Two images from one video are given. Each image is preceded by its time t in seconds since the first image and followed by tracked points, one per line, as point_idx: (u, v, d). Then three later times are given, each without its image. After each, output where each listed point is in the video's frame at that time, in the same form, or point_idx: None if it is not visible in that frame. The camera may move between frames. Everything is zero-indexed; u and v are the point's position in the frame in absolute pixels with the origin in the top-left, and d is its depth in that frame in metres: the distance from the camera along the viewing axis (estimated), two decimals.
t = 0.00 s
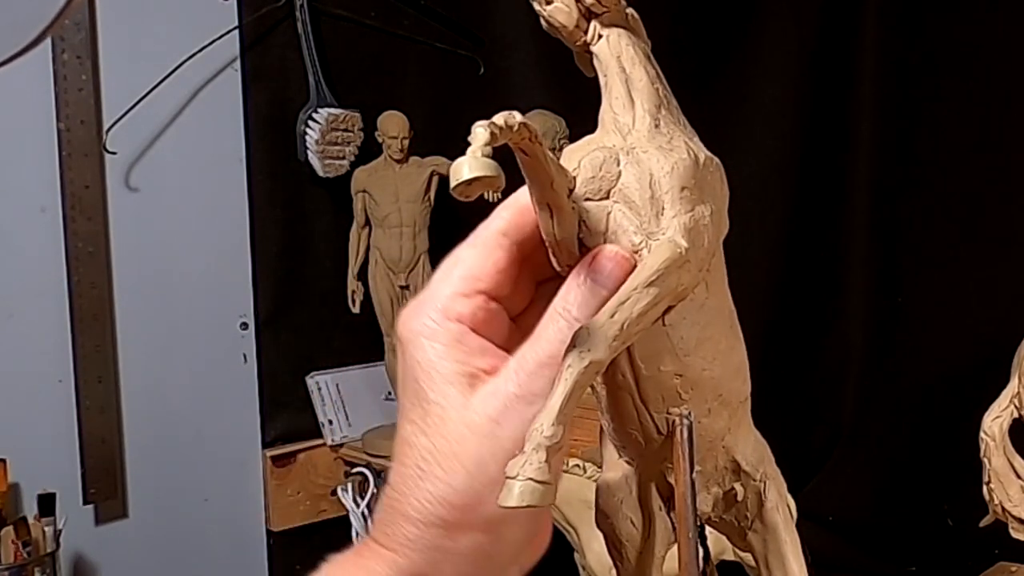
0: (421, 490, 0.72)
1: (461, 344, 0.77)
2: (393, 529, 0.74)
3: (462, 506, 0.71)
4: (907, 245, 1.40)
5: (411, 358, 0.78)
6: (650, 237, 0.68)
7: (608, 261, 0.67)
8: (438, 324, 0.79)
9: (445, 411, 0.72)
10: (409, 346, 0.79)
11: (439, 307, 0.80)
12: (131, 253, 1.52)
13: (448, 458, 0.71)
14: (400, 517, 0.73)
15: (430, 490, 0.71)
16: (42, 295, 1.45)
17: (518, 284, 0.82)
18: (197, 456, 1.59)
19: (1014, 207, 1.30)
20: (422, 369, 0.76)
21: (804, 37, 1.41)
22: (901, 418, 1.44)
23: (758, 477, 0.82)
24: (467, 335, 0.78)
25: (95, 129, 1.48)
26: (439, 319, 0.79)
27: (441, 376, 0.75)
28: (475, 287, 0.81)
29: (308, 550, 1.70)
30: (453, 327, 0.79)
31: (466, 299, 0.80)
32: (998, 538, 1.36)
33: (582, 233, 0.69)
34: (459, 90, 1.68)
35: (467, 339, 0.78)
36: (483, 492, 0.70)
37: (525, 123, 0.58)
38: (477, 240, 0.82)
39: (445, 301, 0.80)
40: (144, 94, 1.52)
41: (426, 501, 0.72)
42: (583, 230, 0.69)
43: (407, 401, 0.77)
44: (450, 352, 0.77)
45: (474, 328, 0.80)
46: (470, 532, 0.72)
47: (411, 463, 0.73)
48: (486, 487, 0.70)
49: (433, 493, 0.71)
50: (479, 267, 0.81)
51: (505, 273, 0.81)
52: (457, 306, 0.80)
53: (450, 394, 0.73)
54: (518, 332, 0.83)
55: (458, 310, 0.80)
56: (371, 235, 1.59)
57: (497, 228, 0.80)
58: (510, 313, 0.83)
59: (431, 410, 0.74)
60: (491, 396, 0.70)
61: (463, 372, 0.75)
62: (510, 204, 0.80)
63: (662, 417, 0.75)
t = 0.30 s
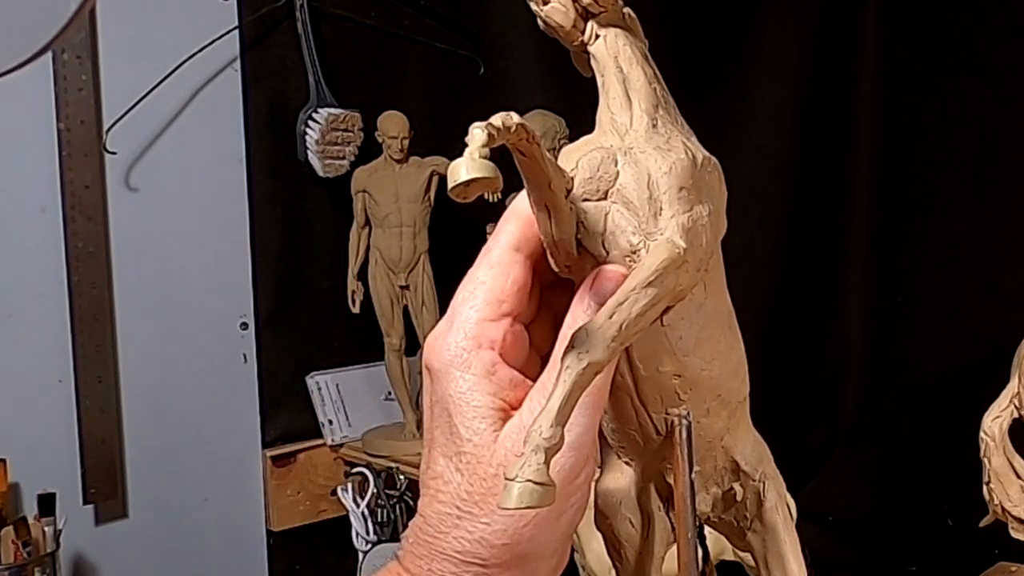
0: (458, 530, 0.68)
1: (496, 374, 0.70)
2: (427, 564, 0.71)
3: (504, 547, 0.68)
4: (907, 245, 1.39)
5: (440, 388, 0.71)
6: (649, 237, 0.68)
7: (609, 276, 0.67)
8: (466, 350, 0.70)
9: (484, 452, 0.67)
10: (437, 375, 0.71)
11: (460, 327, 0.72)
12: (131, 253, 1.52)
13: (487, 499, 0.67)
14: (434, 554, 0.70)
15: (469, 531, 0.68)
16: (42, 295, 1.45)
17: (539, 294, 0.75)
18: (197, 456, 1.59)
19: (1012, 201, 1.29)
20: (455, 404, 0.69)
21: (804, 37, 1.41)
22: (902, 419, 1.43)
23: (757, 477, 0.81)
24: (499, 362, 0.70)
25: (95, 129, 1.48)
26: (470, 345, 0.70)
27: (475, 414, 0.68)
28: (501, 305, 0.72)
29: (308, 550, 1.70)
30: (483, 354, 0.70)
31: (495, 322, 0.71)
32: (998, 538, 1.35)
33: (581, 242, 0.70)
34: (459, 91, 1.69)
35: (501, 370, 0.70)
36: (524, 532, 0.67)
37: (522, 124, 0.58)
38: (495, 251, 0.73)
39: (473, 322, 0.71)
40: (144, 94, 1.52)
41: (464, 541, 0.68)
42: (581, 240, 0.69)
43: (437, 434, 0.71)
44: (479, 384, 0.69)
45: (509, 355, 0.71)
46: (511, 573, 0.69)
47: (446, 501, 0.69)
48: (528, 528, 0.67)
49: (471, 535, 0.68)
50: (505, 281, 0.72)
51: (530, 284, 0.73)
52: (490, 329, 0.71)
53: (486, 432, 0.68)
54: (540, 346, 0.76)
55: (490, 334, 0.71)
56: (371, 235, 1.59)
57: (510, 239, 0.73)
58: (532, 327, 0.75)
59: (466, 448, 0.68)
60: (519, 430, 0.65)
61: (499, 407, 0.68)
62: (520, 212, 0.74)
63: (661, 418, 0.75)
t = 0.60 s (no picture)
0: (478, 554, 0.68)
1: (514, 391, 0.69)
2: None
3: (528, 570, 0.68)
4: (907, 244, 1.39)
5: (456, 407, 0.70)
6: (649, 237, 0.68)
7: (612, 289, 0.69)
8: (482, 368, 0.69)
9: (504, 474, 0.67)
10: (452, 395, 0.70)
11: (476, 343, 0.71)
12: (131, 253, 1.52)
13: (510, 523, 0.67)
14: None
15: (491, 556, 0.68)
16: (42, 296, 1.45)
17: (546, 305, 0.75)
18: (197, 456, 1.59)
19: (1013, 203, 1.29)
20: (472, 423, 0.68)
21: (804, 37, 1.41)
22: (902, 418, 1.43)
23: (757, 476, 0.81)
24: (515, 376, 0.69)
25: (95, 129, 1.48)
26: (485, 362, 0.70)
27: (495, 434, 0.67)
28: (513, 319, 0.72)
29: (308, 550, 1.70)
30: (499, 371, 0.69)
31: (512, 336, 0.71)
32: (998, 537, 1.35)
33: (580, 244, 0.70)
34: (459, 91, 1.69)
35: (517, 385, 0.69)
36: (545, 553, 0.68)
37: (521, 124, 0.58)
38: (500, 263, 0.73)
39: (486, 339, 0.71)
40: (144, 94, 1.52)
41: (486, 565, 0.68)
42: (580, 242, 0.69)
43: (454, 454, 0.70)
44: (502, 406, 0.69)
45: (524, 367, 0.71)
46: None
47: (467, 524, 0.69)
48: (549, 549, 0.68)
49: (494, 559, 0.68)
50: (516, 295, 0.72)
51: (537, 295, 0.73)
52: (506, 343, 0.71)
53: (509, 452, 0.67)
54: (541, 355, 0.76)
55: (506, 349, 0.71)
56: (371, 235, 1.59)
57: (517, 250, 0.73)
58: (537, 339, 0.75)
59: (486, 470, 0.68)
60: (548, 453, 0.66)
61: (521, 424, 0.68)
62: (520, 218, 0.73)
63: (660, 418, 0.75)
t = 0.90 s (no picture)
0: (435, 538, 0.61)
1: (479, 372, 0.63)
2: None
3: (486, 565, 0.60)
4: (907, 244, 1.39)
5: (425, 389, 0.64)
6: (645, 237, 0.68)
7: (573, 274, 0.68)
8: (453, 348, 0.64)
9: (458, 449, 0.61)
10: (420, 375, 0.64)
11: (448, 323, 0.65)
12: (131, 253, 1.52)
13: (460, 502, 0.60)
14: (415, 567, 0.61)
15: (447, 539, 0.61)
16: (42, 297, 1.45)
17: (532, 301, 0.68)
18: (197, 456, 1.59)
19: (1012, 204, 1.30)
20: (436, 404, 0.62)
21: (804, 37, 1.41)
22: (902, 418, 1.43)
23: (756, 476, 0.81)
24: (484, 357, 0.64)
25: (95, 129, 1.48)
26: (454, 344, 0.64)
27: (455, 410, 0.62)
28: (491, 303, 0.65)
29: (308, 550, 1.70)
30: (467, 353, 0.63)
31: (483, 319, 0.65)
32: (998, 537, 1.35)
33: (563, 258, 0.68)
34: (459, 91, 1.69)
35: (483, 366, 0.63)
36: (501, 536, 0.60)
37: (517, 124, 0.59)
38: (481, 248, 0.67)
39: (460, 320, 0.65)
40: (144, 94, 1.52)
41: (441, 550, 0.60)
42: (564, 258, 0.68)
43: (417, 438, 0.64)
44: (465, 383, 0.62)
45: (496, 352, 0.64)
46: None
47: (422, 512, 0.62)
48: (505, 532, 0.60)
49: (449, 550, 0.60)
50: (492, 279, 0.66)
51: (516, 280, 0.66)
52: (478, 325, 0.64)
53: (461, 423, 0.61)
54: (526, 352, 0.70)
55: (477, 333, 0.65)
56: (371, 235, 1.59)
57: (496, 232, 0.67)
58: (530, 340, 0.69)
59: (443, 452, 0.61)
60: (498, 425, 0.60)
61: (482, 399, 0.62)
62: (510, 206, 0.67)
63: (658, 417, 0.74)
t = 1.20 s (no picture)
0: (434, 497, 0.68)
1: (474, 341, 0.70)
2: (407, 535, 0.70)
3: (481, 514, 0.67)
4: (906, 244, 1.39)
5: (423, 359, 0.71)
6: (646, 236, 0.68)
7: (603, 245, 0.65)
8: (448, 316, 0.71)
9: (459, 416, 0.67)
10: (417, 341, 0.72)
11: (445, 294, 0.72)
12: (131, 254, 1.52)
13: (464, 463, 0.66)
14: (416, 525, 0.69)
15: (447, 498, 0.67)
16: (42, 298, 1.45)
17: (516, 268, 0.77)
18: (196, 457, 1.59)
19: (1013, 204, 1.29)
20: (437, 370, 0.69)
21: (804, 36, 1.41)
22: (902, 418, 1.43)
23: (755, 476, 0.81)
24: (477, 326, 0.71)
25: (95, 129, 1.48)
26: (450, 311, 0.71)
27: (459, 377, 0.69)
28: (479, 269, 0.73)
29: (308, 550, 1.70)
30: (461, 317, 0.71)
31: (475, 287, 0.73)
32: (998, 537, 1.35)
33: (578, 255, 0.65)
34: (460, 91, 1.69)
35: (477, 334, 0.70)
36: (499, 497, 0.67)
37: (518, 124, 0.58)
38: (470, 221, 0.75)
39: (452, 290, 0.72)
40: (144, 94, 1.52)
41: (440, 509, 0.68)
42: (578, 251, 0.66)
43: (419, 402, 0.71)
44: (461, 352, 0.69)
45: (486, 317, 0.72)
46: (488, 539, 0.69)
47: (422, 469, 0.69)
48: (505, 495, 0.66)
49: (449, 501, 0.67)
50: (481, 250, 0.74)
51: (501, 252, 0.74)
52: (470, 294, 0.72)
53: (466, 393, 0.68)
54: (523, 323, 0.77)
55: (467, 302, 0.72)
56: (371, 235, 1.59)
57: (486, 208, 0.75)
58: (515, 306, 0.77)
59: (444, 413, 0.68)
60: (505, 393, 0.65)
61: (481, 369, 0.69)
62: (508, 186, 0.76)
63: (658, 418, 0.75)
